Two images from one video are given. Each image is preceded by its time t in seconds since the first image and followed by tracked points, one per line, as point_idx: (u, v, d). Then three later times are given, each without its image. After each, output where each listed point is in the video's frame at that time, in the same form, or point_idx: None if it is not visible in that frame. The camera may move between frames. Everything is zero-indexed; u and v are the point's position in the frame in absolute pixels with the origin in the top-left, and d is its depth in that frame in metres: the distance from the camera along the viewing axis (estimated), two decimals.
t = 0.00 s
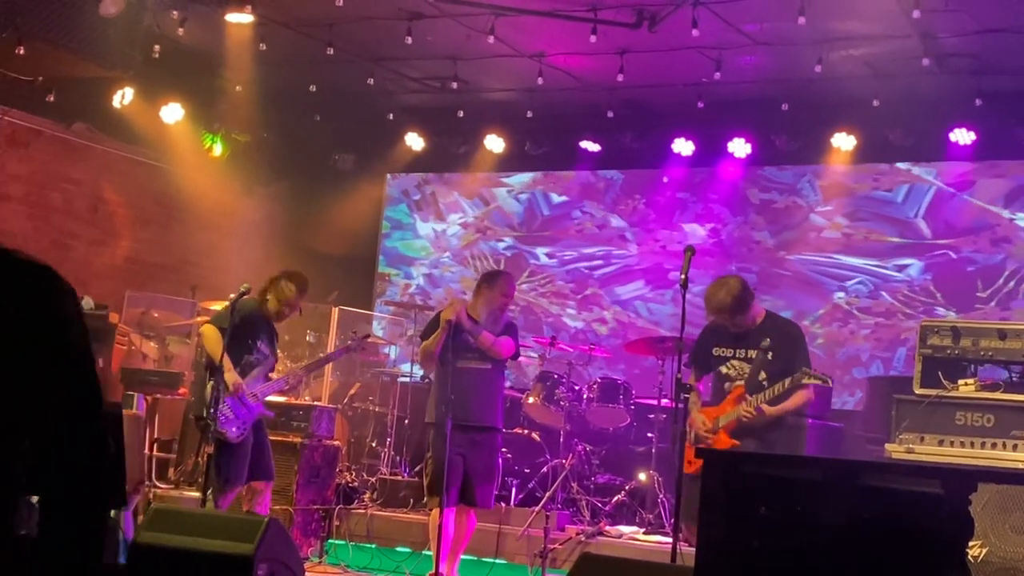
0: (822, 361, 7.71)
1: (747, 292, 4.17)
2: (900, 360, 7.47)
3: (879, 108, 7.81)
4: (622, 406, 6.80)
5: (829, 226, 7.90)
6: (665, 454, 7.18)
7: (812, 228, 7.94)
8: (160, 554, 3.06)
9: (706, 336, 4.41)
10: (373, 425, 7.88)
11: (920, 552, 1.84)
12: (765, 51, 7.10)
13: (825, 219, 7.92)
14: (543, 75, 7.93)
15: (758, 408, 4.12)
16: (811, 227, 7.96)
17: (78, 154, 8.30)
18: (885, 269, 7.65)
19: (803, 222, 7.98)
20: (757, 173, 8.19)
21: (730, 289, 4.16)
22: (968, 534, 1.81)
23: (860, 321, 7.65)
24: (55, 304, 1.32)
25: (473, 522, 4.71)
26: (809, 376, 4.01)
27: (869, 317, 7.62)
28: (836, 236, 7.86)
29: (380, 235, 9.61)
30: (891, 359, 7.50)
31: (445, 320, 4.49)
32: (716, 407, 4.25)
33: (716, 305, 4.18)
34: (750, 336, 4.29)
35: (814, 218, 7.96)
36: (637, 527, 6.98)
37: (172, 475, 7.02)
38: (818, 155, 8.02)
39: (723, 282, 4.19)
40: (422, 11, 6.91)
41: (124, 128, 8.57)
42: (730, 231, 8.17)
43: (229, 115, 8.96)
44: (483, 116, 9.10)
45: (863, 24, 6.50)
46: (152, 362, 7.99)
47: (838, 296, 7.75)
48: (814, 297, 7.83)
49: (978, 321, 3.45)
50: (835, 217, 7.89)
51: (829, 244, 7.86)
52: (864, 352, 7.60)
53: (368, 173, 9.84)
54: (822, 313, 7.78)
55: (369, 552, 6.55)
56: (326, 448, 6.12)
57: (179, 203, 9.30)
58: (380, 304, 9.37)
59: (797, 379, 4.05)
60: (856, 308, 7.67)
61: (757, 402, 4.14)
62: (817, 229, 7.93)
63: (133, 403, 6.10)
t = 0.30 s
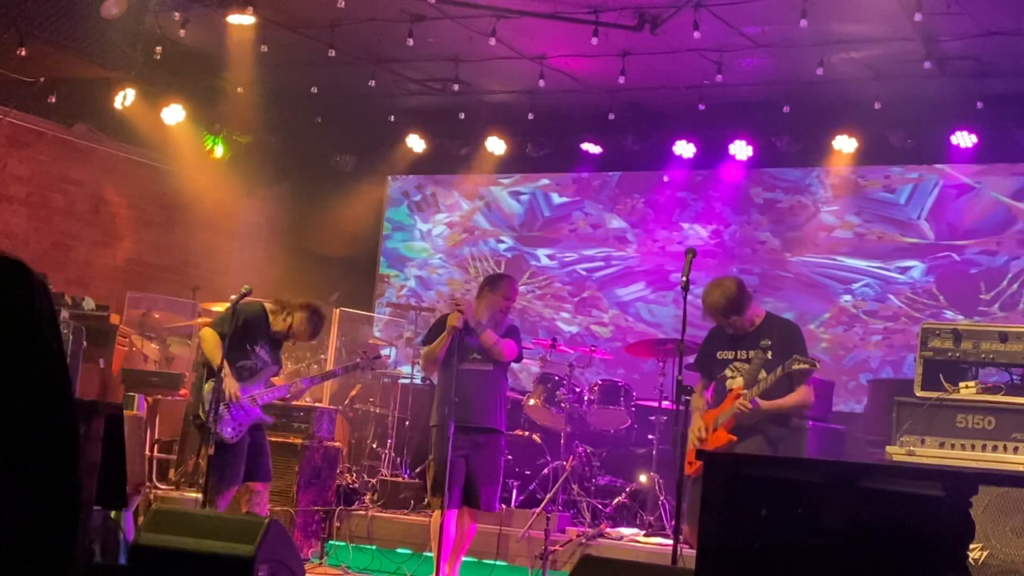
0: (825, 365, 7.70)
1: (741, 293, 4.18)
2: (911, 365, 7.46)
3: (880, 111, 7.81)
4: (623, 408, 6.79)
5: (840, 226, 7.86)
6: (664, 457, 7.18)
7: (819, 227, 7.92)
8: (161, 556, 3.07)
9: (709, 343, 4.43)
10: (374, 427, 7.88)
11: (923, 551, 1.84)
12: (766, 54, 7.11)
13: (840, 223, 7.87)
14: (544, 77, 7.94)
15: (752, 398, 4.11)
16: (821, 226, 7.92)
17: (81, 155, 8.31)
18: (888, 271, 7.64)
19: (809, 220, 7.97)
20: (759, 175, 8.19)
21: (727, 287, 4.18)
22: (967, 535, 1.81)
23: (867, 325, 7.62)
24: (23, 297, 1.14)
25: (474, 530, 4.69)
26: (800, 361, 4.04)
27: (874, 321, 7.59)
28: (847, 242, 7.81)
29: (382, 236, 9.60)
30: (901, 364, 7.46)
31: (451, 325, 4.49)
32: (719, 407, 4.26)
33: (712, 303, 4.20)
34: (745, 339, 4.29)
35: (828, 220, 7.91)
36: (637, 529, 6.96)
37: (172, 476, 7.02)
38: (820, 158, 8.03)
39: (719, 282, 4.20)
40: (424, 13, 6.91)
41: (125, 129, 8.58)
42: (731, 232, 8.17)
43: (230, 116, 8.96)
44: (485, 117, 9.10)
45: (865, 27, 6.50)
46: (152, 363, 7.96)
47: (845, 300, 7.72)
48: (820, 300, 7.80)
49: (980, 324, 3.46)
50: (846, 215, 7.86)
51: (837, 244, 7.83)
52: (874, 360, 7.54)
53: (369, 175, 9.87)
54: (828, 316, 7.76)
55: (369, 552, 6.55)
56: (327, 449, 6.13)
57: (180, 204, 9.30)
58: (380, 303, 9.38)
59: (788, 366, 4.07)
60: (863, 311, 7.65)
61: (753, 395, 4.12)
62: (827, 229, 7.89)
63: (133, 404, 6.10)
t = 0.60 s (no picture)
0: (828, 366, 7.69)
1: (742, 305, 4.14)
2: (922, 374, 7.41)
3: (881, 113, 7.81)
4: (624, 408, 6.77)
5: (852, 223, 7.84)
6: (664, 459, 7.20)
7: (829, 226, 7.90)
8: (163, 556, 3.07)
9: (710, 341, 4.43)
10: (374, 428, 7.88)
11: (924, 551, 1.84)
12: (767, 55, 7.11)
13: (852, 224, 7.83)
14: (544, 78, 7.95)
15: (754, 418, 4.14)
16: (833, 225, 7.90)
17: (82, 156, 8.31)
18: (890, 272, 7.64)
19: (820, 218, 7.95)
20: (759, 177, 8.19)
21: (728, 299, 4.14)
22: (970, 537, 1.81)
23: (873, 327, 7.61)
24: (30, 309, 1.23)
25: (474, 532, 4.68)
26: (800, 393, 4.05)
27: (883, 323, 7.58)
28: (860, 250, 7.77)
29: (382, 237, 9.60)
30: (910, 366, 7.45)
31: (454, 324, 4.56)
32: (723, 411, 4.29)
33: (711, 315, 4.16)
34: (756, 342, 4.25)
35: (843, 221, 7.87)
36: (637, 530, 6.96)
37: (172, 477, 7.03)
38: (820, 159, 8.04)
39: (721, 292, 4.16)
40: (425, 14, 6.91)
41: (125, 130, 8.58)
42: (733, 233, 8.17)
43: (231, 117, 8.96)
44: (486, 118, 9.11)
45: (865, 29, 6.50)
46: (152, 364, 8.02)
47: (851, 302, 7.71)
48: (827, 303, 7.78)
49: (981, 326, 3.46)
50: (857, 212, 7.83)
51: (848, 243, 7.81)
52: (884, 366, 7.52)
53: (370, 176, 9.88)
54: (833, 318, 7.75)
55: (369, 552, 6.55)
56: (327, 450, 6.13)
57: (180, 205, 9.30)
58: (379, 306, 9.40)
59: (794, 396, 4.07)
60: (868, 313, 7.65)
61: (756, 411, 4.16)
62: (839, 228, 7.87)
63: (133, 404, 6.11)
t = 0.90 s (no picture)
0: (830, 367, 7.69)
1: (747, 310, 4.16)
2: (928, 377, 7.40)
3: (881, 113, 7.82)
4: (624, 408, 6.77)
5: (855, 222, 7.83)
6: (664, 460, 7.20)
7: (835, 224, 7.90)
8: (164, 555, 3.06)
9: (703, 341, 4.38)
10: (374, 427, 7.88)
11: (922, 550, 1.84)
12: (766, 56, 7.12)
13: (863, 220, 7.81)
14: (544, 79, 7.95)
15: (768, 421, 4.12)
16: (837, 224, 7.89)
17: (82, 156, 8.31)
18: (891, 272, 7.64)
19: (822, 216, 7.95)
20: (759, 178, 8.19)
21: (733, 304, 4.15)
22: (970, 535, 1.82)
23: (878, 328, 7.59)
24: (42, 313, 1.33)
25: (474, 531, 4.67)
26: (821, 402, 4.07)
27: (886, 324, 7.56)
28: (873, 247, 7.74)
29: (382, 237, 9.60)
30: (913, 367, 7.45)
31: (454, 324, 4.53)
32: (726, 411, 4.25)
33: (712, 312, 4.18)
34: (756, 342, 4.25)
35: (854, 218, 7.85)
36: (636, 530, 6.97)
37: (171, 477, 7.03)
38: (819, 160, 8.05)
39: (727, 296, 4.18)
40: (425, 14, 6.91)
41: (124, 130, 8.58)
42: (733, 232, 8.17)
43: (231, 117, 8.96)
44: (485, 118, 9.11)
45: (865, 29, 6.51)
46: (152, 364, 8.03)
47: (855, 303, 7.70)
48: (831, 304, 7.77)
49: (981, 326, 3.46)
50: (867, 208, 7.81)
51: (857, 241, 7.79)
52: (893, 371, 7.50)
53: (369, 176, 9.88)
54: (836, 320, 7.74)
55: (369, 552, 6.54)
56: (327, 449, 6.13)
57: (180, 205, 9.30)
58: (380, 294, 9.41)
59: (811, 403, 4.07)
60: (873, 314, 7.64)
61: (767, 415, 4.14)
62: (849, 225, 7.85)
63: (133, 404, 6.11)
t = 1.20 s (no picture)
0: (830, 367, 7.68)
1: (738, 301, 4.20)
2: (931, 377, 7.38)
3: (879, 113, 7.82)
4: (622, 408, 6.79)
5: (855, 222, 7.84)
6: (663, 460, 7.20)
7: (834, 224, 7.90)
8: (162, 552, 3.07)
9: (699, 345, 4.42)
10: (373, 427, 7.88)
11: (918, 553, 1.84)
12: (765, 55, 7.12)
13: (874, 216, 7.78)
14: (543, 78, 7.95)
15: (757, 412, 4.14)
16: (841, 222, 7.89)
17: (80, 156, 8.30)
18: (891, 271, 7.63)
19: (824, 215, 7.95)
20: (758, 177, 8.19)
21: (724, 294, 4.18)
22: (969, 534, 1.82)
23: (882, 328, 7.57)
24: (57, 312, 1.26)
25: (473, 531, 4.68)
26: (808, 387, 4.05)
27: (890, 324, 7.53)
28: (884, 244, 7.71)
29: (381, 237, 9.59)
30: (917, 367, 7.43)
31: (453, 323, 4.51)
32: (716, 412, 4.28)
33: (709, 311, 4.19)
34: (748, 341, 4.26)
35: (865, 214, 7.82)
36: (635, 529, 6.96)
37: (170, 478, 7.02)
38: (817, 160, 8.05)
39: (718, 287, 4.22)
40: (423, 13, 6.91)
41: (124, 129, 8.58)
42: (733, 231, 8.17)
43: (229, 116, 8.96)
44: (484, 118, 9.11)
45: (863, 29, 6.51)
46: (151, 363, 8.02)
47: (858, 304, 7.69)
48: (834, 304, 7.76)
49: (979, 326, 3.46)
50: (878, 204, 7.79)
51: (864, 239, 7.78)
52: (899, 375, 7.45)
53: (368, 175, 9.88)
54: (840, 320, 7.73)
55: (367, 552, 6.53)
56: (325, 449, 6.12)
57: (179, 205, 9.30)
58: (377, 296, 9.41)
59: (796, 387, 4.08)
60: (877, 315, 7.61)
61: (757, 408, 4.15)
62: (859, 222, 7.83)
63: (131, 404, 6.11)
